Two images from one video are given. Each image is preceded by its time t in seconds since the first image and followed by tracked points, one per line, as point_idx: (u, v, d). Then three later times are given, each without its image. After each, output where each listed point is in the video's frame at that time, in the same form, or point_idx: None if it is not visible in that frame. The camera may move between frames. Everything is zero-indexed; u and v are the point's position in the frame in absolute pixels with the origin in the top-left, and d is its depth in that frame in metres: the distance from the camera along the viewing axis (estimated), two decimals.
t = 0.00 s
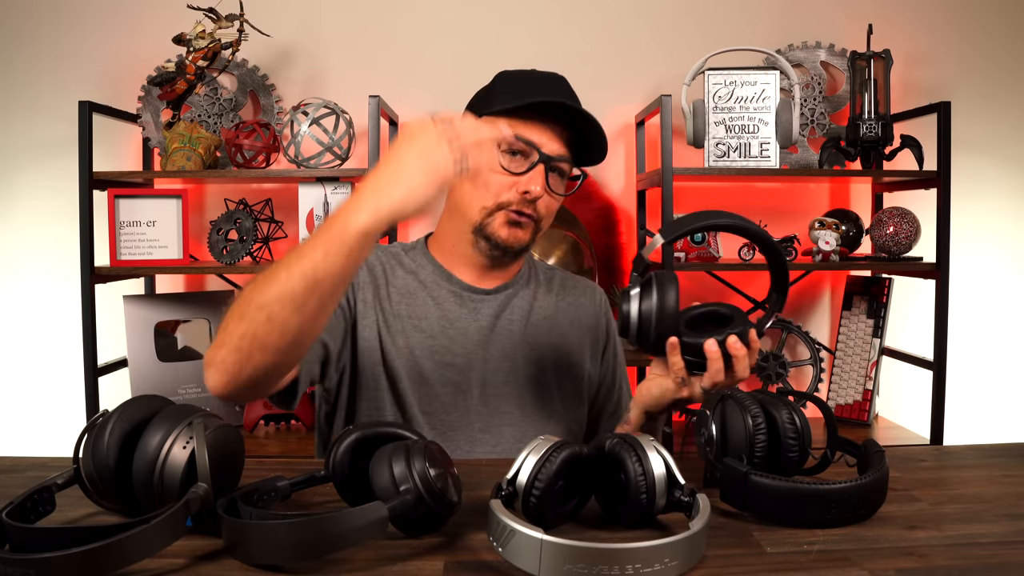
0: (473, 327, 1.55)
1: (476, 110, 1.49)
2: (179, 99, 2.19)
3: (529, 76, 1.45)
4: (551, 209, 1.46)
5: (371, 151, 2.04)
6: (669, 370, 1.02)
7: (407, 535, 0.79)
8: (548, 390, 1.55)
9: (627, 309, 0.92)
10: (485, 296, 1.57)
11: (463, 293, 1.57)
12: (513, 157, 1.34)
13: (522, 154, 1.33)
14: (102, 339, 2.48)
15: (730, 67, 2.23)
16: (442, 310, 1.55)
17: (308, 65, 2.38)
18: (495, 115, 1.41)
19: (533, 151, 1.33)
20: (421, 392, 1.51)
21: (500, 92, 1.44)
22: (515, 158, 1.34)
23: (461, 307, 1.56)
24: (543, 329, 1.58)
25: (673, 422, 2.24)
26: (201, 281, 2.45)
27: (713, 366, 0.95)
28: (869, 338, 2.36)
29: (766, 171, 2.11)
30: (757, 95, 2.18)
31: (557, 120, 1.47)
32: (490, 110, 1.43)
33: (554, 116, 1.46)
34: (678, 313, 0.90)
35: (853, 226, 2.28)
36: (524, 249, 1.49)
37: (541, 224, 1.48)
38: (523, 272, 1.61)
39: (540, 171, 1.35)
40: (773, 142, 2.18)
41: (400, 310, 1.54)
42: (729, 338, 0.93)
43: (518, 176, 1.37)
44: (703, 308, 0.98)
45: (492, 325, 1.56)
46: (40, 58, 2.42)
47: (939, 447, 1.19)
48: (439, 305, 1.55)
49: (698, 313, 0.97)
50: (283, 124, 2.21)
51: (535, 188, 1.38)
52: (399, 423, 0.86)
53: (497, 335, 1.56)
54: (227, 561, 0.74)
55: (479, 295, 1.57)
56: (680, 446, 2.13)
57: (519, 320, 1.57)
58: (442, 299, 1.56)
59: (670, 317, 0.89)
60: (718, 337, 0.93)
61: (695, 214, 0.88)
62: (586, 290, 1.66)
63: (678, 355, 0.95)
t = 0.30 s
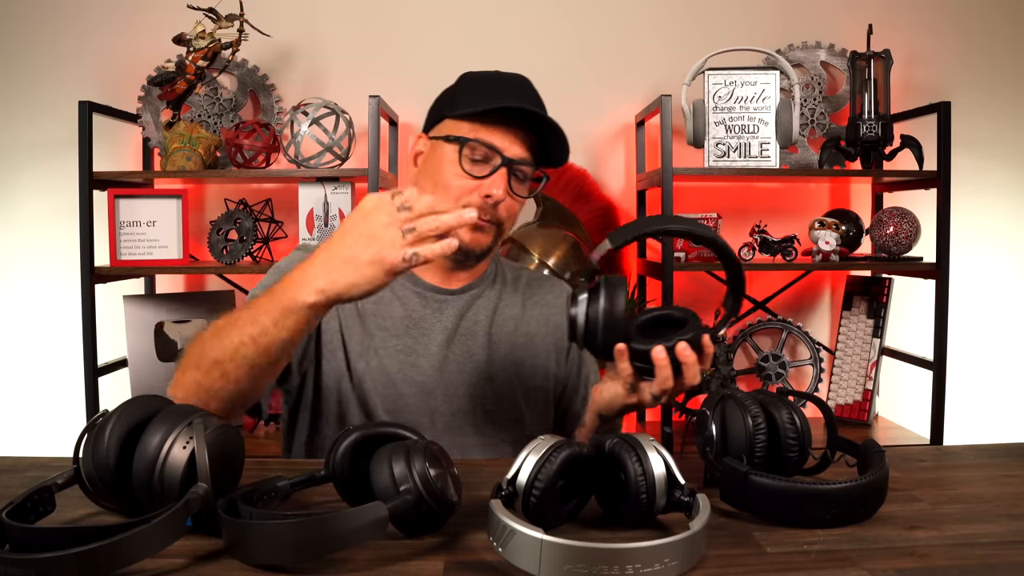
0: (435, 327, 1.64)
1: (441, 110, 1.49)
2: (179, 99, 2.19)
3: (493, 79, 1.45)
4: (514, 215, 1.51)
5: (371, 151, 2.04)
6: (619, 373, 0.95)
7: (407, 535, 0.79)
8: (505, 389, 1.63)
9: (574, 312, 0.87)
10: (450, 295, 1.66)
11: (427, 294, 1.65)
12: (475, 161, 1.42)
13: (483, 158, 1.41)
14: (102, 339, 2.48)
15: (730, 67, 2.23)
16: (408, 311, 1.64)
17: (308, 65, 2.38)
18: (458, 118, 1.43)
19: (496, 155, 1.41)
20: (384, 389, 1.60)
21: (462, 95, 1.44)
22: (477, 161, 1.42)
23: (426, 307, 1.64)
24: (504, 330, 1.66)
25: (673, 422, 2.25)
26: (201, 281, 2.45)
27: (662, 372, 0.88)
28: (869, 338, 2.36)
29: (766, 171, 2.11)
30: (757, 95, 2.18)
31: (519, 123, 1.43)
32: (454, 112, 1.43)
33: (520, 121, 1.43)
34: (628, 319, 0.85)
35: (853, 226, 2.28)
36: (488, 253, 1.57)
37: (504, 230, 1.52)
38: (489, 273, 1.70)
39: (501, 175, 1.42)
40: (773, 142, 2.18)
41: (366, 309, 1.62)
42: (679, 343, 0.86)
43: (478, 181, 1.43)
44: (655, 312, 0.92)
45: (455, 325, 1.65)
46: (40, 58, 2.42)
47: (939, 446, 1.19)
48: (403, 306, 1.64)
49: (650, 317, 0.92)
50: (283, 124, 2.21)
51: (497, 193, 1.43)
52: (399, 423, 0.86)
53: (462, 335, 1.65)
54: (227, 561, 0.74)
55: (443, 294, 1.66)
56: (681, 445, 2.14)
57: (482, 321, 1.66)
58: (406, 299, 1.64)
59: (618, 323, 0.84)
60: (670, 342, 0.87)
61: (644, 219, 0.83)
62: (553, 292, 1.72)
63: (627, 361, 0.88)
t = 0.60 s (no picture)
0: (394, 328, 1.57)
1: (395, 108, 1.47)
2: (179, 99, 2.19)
3: (446, 74, 1.42)
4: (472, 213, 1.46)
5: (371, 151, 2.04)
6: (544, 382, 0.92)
7: (407, 535, 0.79)
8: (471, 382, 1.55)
9: (498, 313, 0.86)
10: (411, 296, 1.60)
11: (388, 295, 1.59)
12: (426, 159, 1.40)
13: (434, 156, 1.39)
14: (102, 339, 2.48)
15: (730, 68, 2.23)
16: (368, 314, 1.58)
17: (308, 65, 2.38)
18: (410, 118, 1.41)
19: (446, 152, 1.39)
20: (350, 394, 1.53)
21: (414, 93, 1.42)
22: (428, 161, 1.40)
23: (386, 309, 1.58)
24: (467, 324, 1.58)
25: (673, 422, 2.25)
26: (201, 281, 2.45)
27: (587, 381, 0.85)
28: (869, 338, 2.36)
29: (766, 171, 2.11)
30: (757, 95, 2.18)
31: (472, 119, 1.39)
32: (406, 111, 1.41)
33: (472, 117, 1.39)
34: (546, 323, 0.84)
35: (853, 226, 2.28)
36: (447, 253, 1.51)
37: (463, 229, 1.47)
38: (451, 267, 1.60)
39: (454, 172, 1.40)
40: (773, 142, 2.18)
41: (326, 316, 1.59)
42: (603, 350, 0.84)
43: (430, 180, 1.41)
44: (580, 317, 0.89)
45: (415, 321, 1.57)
46: (40, 58, 2.42)
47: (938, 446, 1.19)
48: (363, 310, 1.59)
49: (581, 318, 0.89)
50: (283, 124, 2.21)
51: (451, 191, 1.41)
52: (399, 423, 0.86)
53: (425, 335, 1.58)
54: (227, 561, 0.74)
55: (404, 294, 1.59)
56: (680, 446, 2.15)
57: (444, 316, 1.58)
58: (366, 304, 1.59)
59: (537, 328, 0.83)
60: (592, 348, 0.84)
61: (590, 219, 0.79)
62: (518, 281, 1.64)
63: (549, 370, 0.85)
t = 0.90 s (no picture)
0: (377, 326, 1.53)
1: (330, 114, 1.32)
2: (180, 99, 2.20)
3: (377, 70, 1.37)
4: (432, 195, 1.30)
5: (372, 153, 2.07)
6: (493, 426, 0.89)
7: (407, 535, 0.79)
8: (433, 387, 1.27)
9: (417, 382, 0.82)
10: (391, 296, 1.54)
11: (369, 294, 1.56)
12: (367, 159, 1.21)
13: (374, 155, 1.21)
14: (102, 339, 2.48)
15: (730, 68, 2.23)
16: (351, 316, 1.55)
17: (308, 65, 2.38)
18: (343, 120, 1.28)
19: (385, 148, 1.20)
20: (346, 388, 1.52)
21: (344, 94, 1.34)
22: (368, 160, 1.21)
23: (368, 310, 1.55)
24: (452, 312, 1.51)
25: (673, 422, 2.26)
26: (201, 281, 2.45)
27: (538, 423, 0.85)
28: (869, 338, 2.36)
29: (766, 171, 2.11)
30: (757, 95, 2.18)
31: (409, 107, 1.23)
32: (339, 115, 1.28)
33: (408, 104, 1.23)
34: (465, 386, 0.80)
35: (853, 226, 2.28)
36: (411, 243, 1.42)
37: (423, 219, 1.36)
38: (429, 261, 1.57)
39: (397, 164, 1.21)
40: (773, 142, 2.18)
41: (313, 322, 1.58)
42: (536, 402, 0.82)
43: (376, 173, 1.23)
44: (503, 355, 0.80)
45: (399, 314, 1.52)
46: (40, 58, 2.42)
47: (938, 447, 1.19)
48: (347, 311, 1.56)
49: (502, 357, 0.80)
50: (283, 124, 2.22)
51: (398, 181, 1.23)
52: (399, 423, 0.85)
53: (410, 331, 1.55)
54: (227, 561, 0.74)
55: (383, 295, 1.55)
56: (680, 446, 2.15)
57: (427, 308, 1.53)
58: (348, 305, 1.56)
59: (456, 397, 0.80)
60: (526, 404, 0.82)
61: (500, 289, 0.71)
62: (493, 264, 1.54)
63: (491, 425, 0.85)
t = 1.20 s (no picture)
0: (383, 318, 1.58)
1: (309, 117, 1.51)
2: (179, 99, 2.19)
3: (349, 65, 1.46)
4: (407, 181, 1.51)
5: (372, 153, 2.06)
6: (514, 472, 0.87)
7: (407, 535, 0.79)
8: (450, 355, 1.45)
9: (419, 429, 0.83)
10: (391, 287, 1.60)
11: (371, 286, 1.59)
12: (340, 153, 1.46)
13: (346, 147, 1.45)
14: (102, 339, 2.48)
15: (730, 67, 2.23)
16: (355, 308, 1.58)
17: (308, 65, 2.38)
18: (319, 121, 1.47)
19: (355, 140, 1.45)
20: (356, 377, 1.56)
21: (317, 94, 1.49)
22: (342, 155, 1.47)
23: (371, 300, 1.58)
24: (454, 302, 1.63)
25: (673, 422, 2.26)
26: (201, 281, 2.46)
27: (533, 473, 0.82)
28: (869, 338, 2.36)
29: (766, 171, 2.11)
30: (757, 95, 2.18)
31: (378, 101, 1.45)
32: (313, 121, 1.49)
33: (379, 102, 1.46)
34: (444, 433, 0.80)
35: (853, 226, 2.28)
36: (398, 231, 1.53)
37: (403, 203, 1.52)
38: (426, 253, 1.64)
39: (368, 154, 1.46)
40: (773, 142, 2.18)
41: (317, 316, 1.58)
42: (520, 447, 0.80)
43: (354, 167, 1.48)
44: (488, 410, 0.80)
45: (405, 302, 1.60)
46: (40, 58, 2.42)
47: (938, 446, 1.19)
48: (350, 304, 1.58)
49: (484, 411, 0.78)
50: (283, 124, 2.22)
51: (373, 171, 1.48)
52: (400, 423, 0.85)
53: (410, 321, 1.60)
54: (227, 561, 0.74)
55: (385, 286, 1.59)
56: (681, 446, 2.14)
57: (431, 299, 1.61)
58: (352, 298, 1.58)
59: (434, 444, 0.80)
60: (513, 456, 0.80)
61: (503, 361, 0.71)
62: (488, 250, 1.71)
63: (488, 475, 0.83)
